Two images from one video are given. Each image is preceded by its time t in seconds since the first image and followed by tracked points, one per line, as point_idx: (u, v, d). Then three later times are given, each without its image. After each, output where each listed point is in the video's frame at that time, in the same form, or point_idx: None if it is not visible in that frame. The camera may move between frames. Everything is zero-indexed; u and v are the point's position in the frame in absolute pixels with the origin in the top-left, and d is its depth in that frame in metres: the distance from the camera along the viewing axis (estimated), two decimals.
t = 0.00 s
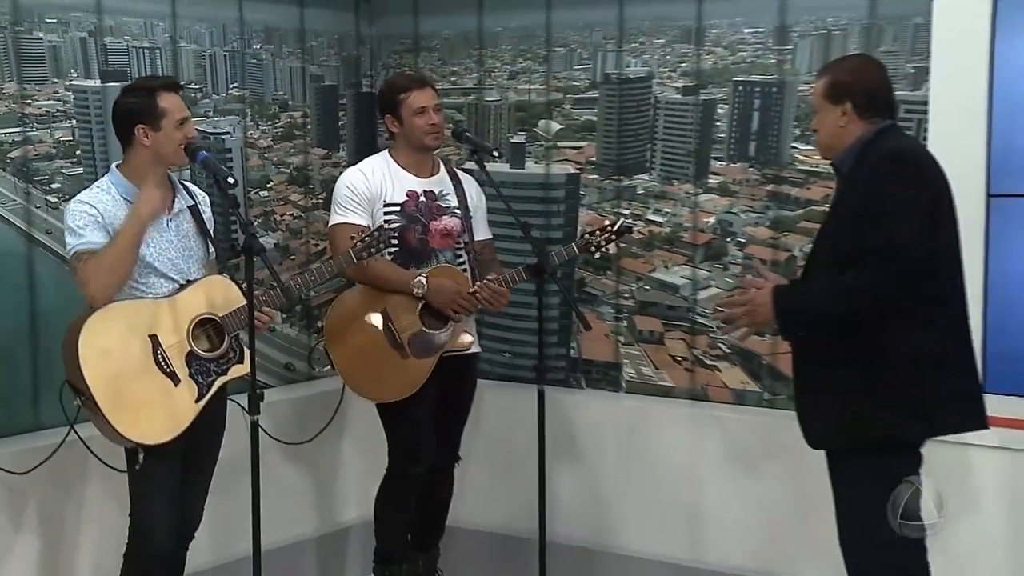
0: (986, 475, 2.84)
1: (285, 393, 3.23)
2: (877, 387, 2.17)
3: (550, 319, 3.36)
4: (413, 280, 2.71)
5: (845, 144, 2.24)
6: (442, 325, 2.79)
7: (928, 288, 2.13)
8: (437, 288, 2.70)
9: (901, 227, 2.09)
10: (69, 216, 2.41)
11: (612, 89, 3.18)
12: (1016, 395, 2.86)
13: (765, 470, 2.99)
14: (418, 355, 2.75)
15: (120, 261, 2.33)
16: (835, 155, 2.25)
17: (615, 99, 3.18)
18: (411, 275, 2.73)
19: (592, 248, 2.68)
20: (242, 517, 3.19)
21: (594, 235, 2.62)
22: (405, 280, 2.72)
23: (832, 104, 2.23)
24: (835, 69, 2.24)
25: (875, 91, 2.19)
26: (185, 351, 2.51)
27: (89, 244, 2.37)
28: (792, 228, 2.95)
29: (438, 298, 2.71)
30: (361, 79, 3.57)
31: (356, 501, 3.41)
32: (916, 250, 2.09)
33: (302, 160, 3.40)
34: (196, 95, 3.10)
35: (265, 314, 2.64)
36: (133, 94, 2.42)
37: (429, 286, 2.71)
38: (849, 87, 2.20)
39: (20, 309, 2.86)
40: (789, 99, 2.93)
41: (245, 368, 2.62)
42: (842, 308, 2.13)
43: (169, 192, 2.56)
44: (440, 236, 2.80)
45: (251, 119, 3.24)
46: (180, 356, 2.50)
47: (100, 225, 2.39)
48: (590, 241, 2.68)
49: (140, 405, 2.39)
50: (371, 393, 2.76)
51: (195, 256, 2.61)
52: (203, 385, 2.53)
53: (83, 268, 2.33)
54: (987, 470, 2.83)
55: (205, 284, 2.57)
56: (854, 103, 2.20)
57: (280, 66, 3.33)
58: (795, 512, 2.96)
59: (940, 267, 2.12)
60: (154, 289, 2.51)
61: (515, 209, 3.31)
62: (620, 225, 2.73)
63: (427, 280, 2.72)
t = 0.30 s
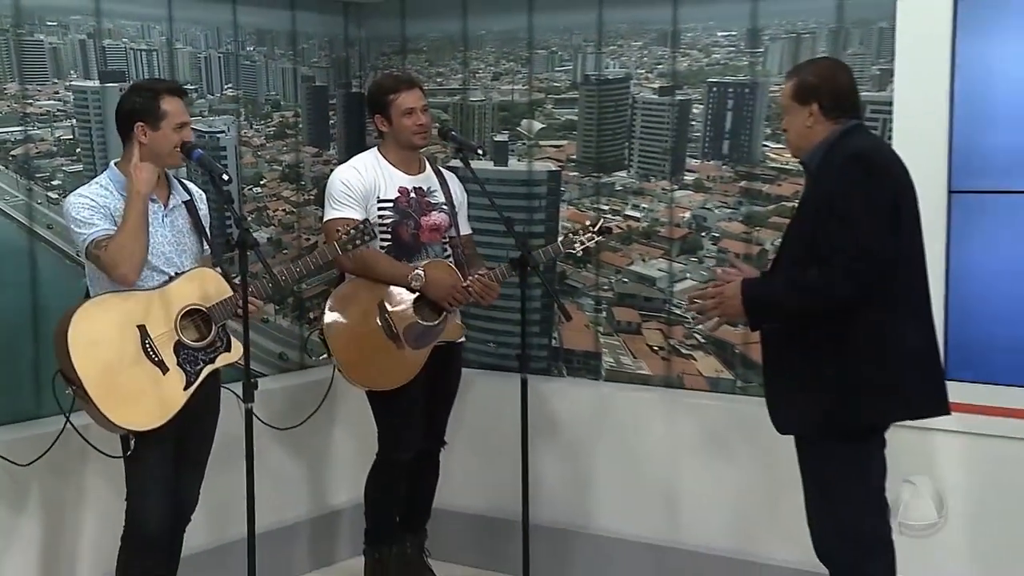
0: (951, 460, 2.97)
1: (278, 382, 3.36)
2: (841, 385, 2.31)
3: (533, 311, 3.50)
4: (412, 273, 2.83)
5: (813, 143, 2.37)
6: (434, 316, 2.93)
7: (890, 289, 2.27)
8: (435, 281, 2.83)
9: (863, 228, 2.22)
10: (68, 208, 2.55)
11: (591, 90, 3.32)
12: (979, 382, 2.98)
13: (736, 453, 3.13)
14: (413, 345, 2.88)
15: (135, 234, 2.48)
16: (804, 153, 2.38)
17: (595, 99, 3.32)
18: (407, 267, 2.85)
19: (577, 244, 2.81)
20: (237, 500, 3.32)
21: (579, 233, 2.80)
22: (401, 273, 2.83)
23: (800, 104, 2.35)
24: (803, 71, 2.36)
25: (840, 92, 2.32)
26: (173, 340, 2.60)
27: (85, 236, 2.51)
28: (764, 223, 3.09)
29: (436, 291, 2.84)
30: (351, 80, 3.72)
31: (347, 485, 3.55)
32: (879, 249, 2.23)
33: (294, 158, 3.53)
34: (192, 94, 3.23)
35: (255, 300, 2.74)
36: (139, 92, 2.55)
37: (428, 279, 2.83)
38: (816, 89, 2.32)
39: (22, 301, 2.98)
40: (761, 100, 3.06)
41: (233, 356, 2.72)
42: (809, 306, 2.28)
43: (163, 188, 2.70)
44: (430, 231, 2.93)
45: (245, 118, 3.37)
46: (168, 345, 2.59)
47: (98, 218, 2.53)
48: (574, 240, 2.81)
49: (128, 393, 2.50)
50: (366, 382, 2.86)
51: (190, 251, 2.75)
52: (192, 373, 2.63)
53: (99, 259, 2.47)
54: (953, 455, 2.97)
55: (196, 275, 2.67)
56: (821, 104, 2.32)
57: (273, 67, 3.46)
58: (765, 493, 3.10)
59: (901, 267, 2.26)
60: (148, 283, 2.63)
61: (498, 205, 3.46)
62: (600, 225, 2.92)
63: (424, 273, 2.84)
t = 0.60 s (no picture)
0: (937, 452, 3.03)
1: (273, 372, 3.48)
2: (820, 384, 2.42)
3: (518, 303, 3.64)
4: (398, 266, 2.97)
5: (788, 143, 2.48)
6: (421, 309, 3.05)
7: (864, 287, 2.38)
8: (420, 274, 2.96)
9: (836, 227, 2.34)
10: (70, 203, 2.67)
11: (574, 91, 3.46)
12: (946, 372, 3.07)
13: (713, 438, 3.26)
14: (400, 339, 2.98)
15: (134, 229, 2.59)
16: (780, 152, 2.49)
17: (578, 99, 3.46)
18: (393, 262, 2.98)
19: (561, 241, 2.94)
20: (233, 486, 3.44)
21: (562, 227, 2.90)
22: (388, 266, 2.96)
23: (777, 105, 2.46)
24: (779, 74, 2.47)
25: (814, 95, 2.42)
26: (169, 333, 2.71)
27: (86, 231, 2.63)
28: (740, 219, 3.21)
29: (422, 283, 2.97)
30: (343, 82, 3.87)
31: (339, 471, 3.68)
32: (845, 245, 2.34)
33: (288, 156, 3.67)
34: (190, 95, 3.35)
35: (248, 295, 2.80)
36: (141, 92, 2.67)
37: (414, 272, 2.97)
38: (792, 91, 2.43)
39: (25, 295, 3.09)
40: (737, 100, 3.20)
41: (228, 348, 2.83)
42: (789, 298, 2.38)
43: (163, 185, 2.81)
44: (418, 227, 3.04)
45: (241, 118, 3.50)
46: (165, 338, 2.70)
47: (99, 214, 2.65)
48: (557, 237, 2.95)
49: (126, 384, 2.61)
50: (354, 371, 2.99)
51: (188, 247, 2.86)
52: (188, 364, 2.74)
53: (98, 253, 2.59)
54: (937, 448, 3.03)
55: (193, 270, 2.78)
56: (796, 105, 2.43)
57: (268, 69, 3.59)
58: (741, 477, 3.23)
59: (871, 264, 2.37)
60: (146, 277, 2.75)
61: (485, 201, 3.60)
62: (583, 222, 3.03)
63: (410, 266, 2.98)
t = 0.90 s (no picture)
0: (917, 441, 3.12)
1: (268, 360, 3.61)
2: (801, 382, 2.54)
3: (505, 294, 3.78)
4: (378, 259, 3.06)
5: (767, 139, 2.59)
6: (405, 299, 3.15)
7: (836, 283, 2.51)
8: (398, 265, 3.05)
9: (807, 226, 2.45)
10: (71, 197, 2.78)
11: (559, 90, 3.60)
12: (918, 358, 3.15)
13: (692, 423, 3.39)
14: (381, 326, 3.11)
15: (122, 228, 2.70)
16: (759, 148, 2.60)
17: (562, 96, 3.60)
18: (375, 254, 3.09)
19: (542, 230, 3.06)
20: (229, 471, 3.57)
21: (540, 217, 3.01)
22: (369, 258, 3.07)
23: (756, 103, 2.57)
24: (758, 73, 2.57)
25: (793, 95, 2.54)
26: (168, 323, 2.82)
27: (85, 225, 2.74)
28: (718, 213, 3.34)
29: (401, 275, 3.05)
30: (336, 80, 4.00)
31: (332, 456, 3.82)
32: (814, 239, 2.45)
33: (283, 152, 3.80)
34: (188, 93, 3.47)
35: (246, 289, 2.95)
36: (142, 90, 2.78)
37: (393, 264, 3.05)
38: (771, 91, 2.53)
39: (29, 287, 3.20)
40: (716, 99, 3.32)
41: (225, 337, 2.94)
42: (767, 293, 2.49)
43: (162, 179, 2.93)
44: (406, 220, 3.18)
45: (237, 116, 3.63)
46: (164, 329, 2.81)
47: (99, 208, 2.76)
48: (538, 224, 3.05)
49: (127, 373, 2.72)
50: (340, 359, 3.14)
51: (186, 240, 2.98)
52: (186, 353, 2.85)
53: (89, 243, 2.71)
54: (922, 441, 3.11)
55: (191, 262, 2.89)
56: (775, 105, 2.54)
57: (263, 68, 3.72)
58: (718, 460, 3.36)
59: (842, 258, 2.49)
60: (144, 269, 2.86)
61: (474, 195, 3.74)
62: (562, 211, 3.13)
63: (389, 259, 3.07)
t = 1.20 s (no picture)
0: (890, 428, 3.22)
1: (261, 349, 3.70)
2: (790, 371, 2.61)
3: (493, 284, 3.89)
4: (360, 250, 3.15)
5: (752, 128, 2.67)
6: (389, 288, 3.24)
7: (813, 271, 2.59)
8: (380, 256, 3.14)
9: (788, 223, 2.53)
10: (67, 192, 2.81)
11: (545, 85, 3.70)
12: (893, 345, 3.25)
13: (674, 410, 3.50)
14: (367, 316, 3.21)
15: (80, 258, 2.74)
16: (742, 137, 2.68)
17: (548, 92, 3.70)
18: (357, 245, 3.18)
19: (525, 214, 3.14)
20: (224, 457, 3.66)
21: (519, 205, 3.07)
22: (351, 249, 3.15)
23: (747, 92, 2.64)
24: (749, 63, 2.64)
25: (783, 86, 2.62)
26: (171, 314, 2.92)
27: (83, 219, 2.78)
28: (700, 205, 3.44)
29: (383, 265, 3.14)
30: (327, 77, 4.10)
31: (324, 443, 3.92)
32: (789, 232, 2.53)
33: (276, 147, 3.89)
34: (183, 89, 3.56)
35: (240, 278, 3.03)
36: (139, 85, 2.88)
37: (375, 255, 3.14)
38: (762, 80, 2.62)
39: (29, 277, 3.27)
40: (697, 94, 3.42)
41: (225, 327, 3.02)
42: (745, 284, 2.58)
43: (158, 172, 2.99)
44: (394, 211, 3.29)
45: (231, 111, 3.72)
46: (168, 320, 2.91)
47: (96, 203, 2.81)
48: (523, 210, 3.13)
49: (134, 363, 2.82)
50: (327, 348, 3.23)
51: (182, 233, 3.05)
52: (190, 343, 2.94)
53: (50, 253, 2.73)
54: (898, 426, 3.20)
55: (191, 254, 2.98)
56: (767, 94, 2.62)
57: (256, 64, 3.81)
58: (700, 446, 3.46)
59: (813, 246, 2.58)
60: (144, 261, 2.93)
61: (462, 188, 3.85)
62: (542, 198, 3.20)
63: (371, 250, 3.15)
